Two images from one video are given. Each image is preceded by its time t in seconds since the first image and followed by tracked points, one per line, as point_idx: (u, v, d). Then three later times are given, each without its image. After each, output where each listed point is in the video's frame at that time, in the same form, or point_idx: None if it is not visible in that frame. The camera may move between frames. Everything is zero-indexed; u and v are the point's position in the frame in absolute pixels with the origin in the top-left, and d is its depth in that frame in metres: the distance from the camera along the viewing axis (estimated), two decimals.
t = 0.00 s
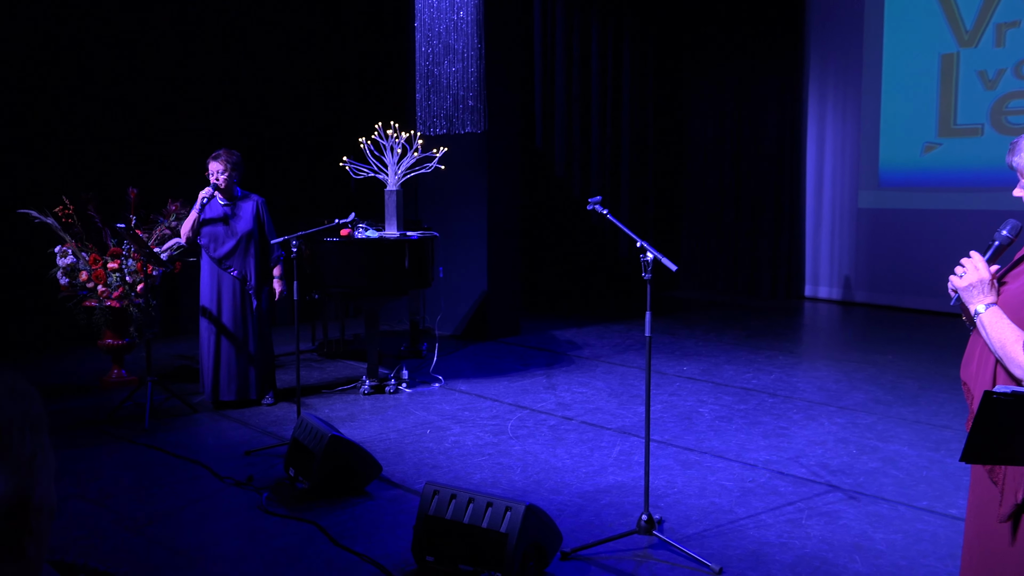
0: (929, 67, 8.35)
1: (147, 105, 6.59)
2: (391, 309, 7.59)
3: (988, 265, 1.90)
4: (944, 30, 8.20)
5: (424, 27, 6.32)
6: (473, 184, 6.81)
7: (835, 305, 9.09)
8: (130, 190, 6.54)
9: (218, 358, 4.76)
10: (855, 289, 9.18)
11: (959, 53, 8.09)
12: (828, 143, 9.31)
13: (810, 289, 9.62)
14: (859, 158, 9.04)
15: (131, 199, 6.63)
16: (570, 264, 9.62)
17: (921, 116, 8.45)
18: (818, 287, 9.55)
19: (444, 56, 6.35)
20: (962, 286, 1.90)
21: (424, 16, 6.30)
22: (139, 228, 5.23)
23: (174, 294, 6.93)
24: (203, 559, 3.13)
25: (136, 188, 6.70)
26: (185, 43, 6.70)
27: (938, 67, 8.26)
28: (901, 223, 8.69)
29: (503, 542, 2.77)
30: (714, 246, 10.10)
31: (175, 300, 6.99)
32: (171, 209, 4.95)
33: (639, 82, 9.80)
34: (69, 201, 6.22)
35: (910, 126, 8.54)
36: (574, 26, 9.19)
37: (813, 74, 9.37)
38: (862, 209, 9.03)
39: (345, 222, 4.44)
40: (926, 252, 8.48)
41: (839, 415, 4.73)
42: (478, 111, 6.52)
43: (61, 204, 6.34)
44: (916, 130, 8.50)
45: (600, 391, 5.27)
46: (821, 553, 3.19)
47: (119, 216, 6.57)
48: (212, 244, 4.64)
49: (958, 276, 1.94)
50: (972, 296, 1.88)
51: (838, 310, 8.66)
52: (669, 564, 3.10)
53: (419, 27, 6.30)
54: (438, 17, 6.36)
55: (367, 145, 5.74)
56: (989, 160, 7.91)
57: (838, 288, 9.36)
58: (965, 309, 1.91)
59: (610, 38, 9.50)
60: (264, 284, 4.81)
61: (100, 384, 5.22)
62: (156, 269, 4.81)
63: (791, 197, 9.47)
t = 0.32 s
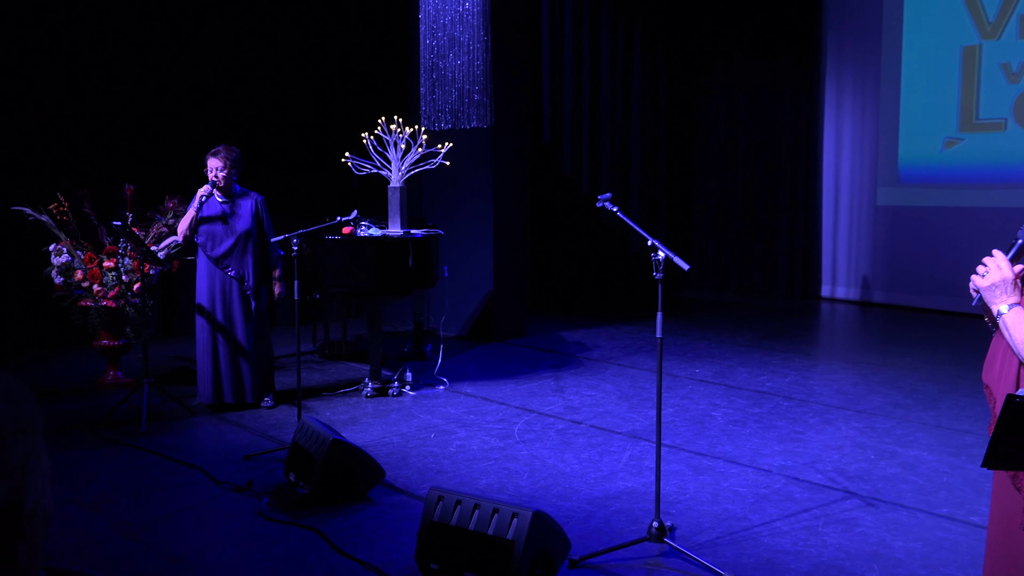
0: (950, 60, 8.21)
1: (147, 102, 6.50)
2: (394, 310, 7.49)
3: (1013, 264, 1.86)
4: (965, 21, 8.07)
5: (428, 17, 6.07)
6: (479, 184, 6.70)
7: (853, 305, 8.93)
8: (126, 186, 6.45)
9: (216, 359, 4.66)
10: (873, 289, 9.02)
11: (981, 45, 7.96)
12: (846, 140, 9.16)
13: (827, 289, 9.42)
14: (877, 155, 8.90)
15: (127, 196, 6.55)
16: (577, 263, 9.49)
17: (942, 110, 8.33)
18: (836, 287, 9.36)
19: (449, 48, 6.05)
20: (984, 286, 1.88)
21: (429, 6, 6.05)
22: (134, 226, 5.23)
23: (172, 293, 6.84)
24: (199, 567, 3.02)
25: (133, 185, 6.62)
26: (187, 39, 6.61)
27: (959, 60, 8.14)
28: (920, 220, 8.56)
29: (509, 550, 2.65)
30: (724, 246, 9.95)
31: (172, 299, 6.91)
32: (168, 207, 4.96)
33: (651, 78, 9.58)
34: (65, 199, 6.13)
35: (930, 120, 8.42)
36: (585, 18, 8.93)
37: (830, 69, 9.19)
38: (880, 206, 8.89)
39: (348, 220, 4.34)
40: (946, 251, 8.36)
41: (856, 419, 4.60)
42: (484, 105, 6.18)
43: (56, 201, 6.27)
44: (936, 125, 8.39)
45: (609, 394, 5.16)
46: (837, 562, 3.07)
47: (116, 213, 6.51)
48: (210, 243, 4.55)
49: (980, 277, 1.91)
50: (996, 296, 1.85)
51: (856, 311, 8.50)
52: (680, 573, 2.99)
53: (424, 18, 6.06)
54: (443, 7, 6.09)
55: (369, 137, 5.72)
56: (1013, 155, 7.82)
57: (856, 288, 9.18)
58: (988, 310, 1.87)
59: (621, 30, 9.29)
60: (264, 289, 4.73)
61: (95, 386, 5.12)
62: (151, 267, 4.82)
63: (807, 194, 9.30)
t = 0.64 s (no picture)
0: (969, 54, 8.08)
1: (145, 99, 6.44)
2: (396, 311, 7.39)
3: None
4: (985, 14, 7.94)
5: (431, 12, 5.99)
6: (484, 183, 6.61)
7: (868, 306, 8.79)
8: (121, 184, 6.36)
9: (208, 359, 4.60)
10: (889, 289, 8.88)
11: (1001, 37, 7.82)
12: (862, 137, 9.01)
13: (842, 290, 9.26)
14: (894, 151, 8.76)
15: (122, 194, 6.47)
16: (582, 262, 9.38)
17: (960, 105, 8.22)
18: (852, 288, 9.18)
19: (453, 42, 6.08)
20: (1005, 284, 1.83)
21: None
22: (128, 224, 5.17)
23: (169, 292, 6.76)
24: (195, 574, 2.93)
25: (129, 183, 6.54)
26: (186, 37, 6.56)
27: (978, 53, 8.01)
28: (938, 218, 8.44)
29: (513, 558, 2.56)
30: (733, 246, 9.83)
31: (168, 298, 6.82)
32: (165, 204, 4.92)
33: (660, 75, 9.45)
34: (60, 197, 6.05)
35: (949, 115, 8.30)
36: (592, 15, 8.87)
37: (846, 64, 9.02)
38: (896, 204, 8.76)
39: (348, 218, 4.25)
40: (963, 251, 8.24)
41: (872, 424, 4.49)
42: (487, 99, 6.32)
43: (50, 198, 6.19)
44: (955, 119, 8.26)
45: (617, 397, 5.05)
46: (852, 571, 2.96)
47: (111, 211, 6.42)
48: (202, 242, 4.51)
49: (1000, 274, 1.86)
50: (1014, 293, 1.81)
51: (873, 311, 8.39)
52: None
53: (427, 12, 5.97)
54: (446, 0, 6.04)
55: (370, 133, 5.63)
56: None
57: (871, 288, 9.04)
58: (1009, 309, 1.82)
59: (629, 26, 9.17)
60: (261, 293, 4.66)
61: (90, 388, 5.05)
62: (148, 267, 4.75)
63: (822, 192, 9.14)
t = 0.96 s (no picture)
0: (990, 47, 7.95)
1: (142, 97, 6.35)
2: (398, 312, 7.29)
3: None
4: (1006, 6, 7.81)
5: (435, 4, 5.92)
6: (491, 182, 6.51)
7: (886, 306, 8.66)
8: (116, 181, 6.27)
9: (198, 361, 4.53)
10: (905, 289, 8.75)
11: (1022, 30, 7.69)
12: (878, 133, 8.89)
13: (858, 290, 9.13)
14: (911, 147, 8.63)
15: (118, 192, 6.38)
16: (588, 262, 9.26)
17: (979, 100, 8.09)
18: (868, 288, 9.06)
19: (456, 35, 5.91)
20: None
21: None
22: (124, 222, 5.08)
23: (164, 293, 6.67)
24: None
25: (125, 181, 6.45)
26: (186, 35, 6.49)
27: (999, 46, 7.88)
28: (956, 216, 8.31)
29: (519, 567, 2.46)
30: (742, 246, 9.72)
31: (163, 299, 6.73)
32: (160, 201, 4.84)
33: (670, 72, 9.34)
34: (54, 194, 5.97)
35: (968, 110, 8.17)
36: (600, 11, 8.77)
37: (863, 58, 8.91)
38: (913, 201, 8.64)
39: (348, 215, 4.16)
40: (981, 250, 8.12)
41: (888, 428, 4.37)
42: (492, 95, 5.99)
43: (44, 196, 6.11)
44: (975, 114, 8.14)
45: (626, 400, 4.95)
46: None
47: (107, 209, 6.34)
48: (194, 240, 4.45)
49: None
50: None
51: (889, 313, 8.25)
52: None
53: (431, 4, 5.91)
54: None
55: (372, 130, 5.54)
56: None
57: (887, 288, 8.90)
58: None
59: (638, 22, 9.05)
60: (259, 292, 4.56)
61: (85, 391, 4.95)
62: (145, 266, 4.65)
63: (838, 193, 9.05)
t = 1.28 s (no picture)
0: (1008, 42, 7.85)
1: (136, 94, 6.29)
2: (398, 313, 7.21)
3: None
4: None
5: None
6: (494, 181, 6.43)
7: (900, 307, 8.55)
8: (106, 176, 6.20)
9: (198, 366, 4.46)
10: (919, 290, 8.64)
11: None
12: (892, 128, 8.78)
13: (871, 290, 9.03)
14: (926, 143, 8.53)
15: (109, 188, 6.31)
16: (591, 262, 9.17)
17: (996, 95, 7.99)
18: (882, 288, 8.96)
19: (459, 28, 5.74)
20: None
21: None
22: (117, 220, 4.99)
23: (157, 292, 6.59)
24: None
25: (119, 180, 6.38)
26: (184, 32, 6.43)
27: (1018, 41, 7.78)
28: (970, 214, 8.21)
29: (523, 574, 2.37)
30: (748, 246, 9.62)
31: (157, 298, 6.65)
32: (155, 199, 4.79)
33: (678, 70, 9.21)
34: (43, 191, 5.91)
35: (985, 106, 8.07)
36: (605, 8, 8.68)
37: (875, 53, 8.82)
38: (927, 199, 8.54)
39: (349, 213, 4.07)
40: (996, 248, 8.02)
41: (902, 432, 4.28)
42: (494, 90, 5.85)
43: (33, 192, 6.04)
44: (992, 111, 8.03)
45: (632, 403, 4.86)
46: None
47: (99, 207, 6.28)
48: (191, 239, 4.40)
49: None
50: None
51: (903, 313, 8.12)
52: None
53: None
54: None
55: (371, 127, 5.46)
56: None
57: (900, 288, 8.80)
58: None
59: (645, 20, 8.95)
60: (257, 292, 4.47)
61: (77, 393, 4.89)
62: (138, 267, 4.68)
63: (849, 190, 8.92)
